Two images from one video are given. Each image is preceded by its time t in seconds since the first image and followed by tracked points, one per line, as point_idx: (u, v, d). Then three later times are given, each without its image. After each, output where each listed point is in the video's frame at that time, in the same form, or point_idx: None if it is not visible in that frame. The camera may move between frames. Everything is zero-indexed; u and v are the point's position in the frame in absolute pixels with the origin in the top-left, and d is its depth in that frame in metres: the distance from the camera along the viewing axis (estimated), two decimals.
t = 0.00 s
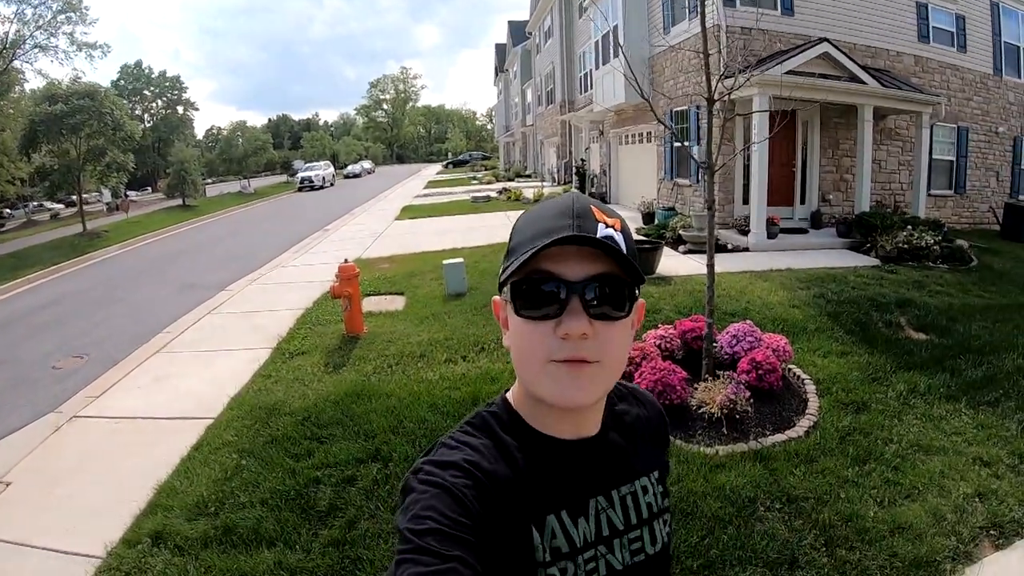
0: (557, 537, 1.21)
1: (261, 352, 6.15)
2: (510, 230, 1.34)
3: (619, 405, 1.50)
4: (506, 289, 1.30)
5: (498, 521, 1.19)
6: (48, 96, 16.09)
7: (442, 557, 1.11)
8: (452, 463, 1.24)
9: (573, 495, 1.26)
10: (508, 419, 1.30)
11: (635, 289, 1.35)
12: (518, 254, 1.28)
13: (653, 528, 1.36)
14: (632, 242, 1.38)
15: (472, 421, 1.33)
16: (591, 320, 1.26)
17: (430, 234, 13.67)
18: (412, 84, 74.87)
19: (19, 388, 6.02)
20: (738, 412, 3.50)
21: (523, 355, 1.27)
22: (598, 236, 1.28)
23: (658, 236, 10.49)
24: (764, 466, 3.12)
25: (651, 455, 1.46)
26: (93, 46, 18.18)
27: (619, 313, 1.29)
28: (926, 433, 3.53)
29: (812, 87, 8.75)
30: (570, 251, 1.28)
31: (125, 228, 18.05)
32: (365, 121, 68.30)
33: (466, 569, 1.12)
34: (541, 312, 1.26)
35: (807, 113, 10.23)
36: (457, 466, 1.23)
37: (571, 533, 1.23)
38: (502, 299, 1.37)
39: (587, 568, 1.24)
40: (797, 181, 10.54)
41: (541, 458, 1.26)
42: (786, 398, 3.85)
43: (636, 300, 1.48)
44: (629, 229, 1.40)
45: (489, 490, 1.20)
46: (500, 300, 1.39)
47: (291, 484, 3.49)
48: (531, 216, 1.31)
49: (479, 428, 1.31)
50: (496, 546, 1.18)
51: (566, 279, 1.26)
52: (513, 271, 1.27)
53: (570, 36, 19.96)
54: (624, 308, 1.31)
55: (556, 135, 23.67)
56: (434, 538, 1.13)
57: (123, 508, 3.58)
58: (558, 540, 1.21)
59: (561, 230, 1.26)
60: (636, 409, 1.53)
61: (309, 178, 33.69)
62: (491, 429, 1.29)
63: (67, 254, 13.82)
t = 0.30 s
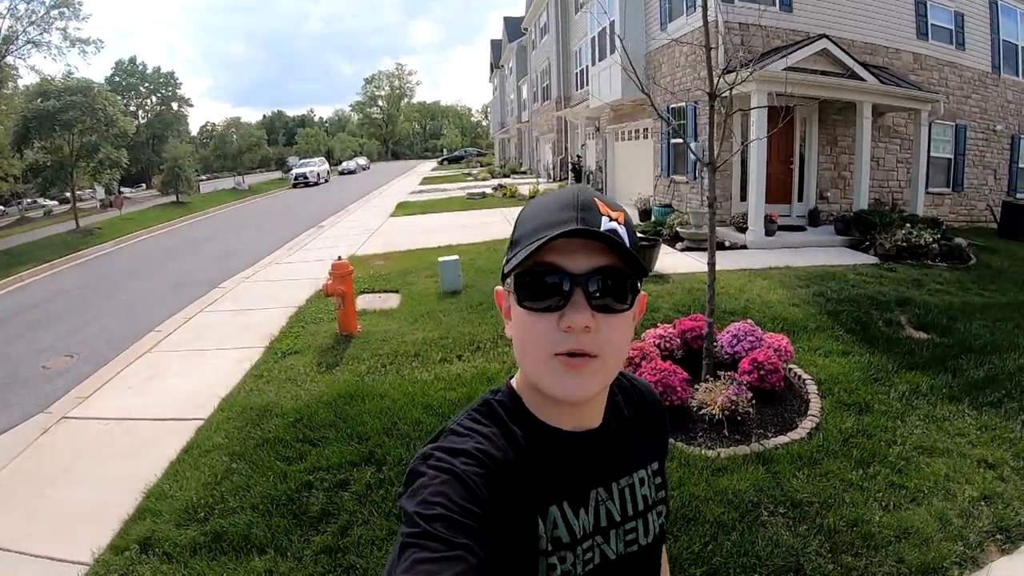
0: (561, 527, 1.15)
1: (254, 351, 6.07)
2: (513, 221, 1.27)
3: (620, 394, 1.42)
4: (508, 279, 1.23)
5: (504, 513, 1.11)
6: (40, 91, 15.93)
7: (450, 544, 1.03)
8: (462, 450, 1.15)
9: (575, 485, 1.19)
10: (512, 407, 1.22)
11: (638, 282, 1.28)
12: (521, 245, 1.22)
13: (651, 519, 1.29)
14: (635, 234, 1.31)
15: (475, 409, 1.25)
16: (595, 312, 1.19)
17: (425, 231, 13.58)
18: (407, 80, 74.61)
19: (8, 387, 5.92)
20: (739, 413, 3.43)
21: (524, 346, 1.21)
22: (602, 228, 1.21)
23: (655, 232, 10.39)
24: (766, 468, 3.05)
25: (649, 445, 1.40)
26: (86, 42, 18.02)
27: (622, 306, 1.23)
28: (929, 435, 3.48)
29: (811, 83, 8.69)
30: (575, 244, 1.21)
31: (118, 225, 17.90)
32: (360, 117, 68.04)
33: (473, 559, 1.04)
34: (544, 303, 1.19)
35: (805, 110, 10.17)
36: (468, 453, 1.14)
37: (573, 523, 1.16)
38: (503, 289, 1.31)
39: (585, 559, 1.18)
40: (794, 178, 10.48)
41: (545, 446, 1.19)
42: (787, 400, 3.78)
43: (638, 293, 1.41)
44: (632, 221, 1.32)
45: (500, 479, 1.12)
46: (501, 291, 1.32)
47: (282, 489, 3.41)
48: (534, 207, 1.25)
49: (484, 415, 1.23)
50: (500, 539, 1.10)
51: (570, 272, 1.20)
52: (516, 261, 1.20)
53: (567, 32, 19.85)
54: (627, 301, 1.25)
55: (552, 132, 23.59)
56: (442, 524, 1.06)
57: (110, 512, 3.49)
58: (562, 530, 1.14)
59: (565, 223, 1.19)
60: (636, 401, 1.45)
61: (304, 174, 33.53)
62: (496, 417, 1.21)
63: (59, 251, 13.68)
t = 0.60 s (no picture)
0: (555, 520, 1.11)
1: (251, 354, 6.01)
2: (507, 217, 1.26)
3: (614, 388, 1.39)
4: (501, 274, 1.21)
5: (501, 503, 1.08)
6: (33, 93, 15.82)
7: (449, 533, 1.01)
8: (462, 439, 1.12)
9: (569, 478, 1.16)
10: (508, 398, 1.19)
11: (632, 277, 1.26)
12: (515, 240, 1.20)
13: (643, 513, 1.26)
14: (628, 230, 1.29)
15: (471, 399, 1.22)
16: (588, 307, 1.17)
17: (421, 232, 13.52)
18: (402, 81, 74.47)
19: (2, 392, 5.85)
20: (744, 414, 3.40)
21: (518, 339, 1.19)
22: (596, 224, 1.20)
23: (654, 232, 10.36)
24: (773, 470, 3.02)
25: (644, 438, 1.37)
26: (80, 43, 17.92)
27: (616, 301, 1.21)
28: (935, 434, 3.45)
29: (809, 82, 8.69)
30: (569, 240, 1.19)
31: (113, 228, 17.80)
32: (355, 118, 67.88)
33: (471, 549, 1.01)
34: (538, 298, 1.17)
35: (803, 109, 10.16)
36: (468, 443, 1.11)
37: (567, 516, 1.13)
38: (496, 284, 1.29)
39: (578, 552, 1.15)
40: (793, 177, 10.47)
41: (541, 438, 1.16)
42: (792, 400, 3.76)
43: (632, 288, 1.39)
44: (626, 217, 1.30)
45: (498, 469, 1.09)
46: (496, 285, 1.30)
47: (282, 495, 3.37)
48: (528, 202, 1.23)
49: (481, 404, 1.20)
50: (497, 530, 1.07)
51: (564, 267, 1.18)
52: (510, 256, 1.18)
53: (563, 32, 19.83)
54: (620, 296, 1.23)
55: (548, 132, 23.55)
56: (441, 513, 1.03)
57: (106, 520, 3.44)
58: (555, 523, 1.11)
59: (558, 218, 1.18)
60: (631, 393, 1.42)
61: (299, 176, 33.41)
62: (492, 408, 1.18)
63: (53, 254, 13.58)
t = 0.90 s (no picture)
0: (541, 525, 1.13)
1: (257, 359, 6.02)
2: (485, 228, 1.27)
3: (592, 396, 1.42)
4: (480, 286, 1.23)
5: (488, 510, 1.10)
6: (34, 97, 15.83)
7: (436, 541, 1.02)
8: (446, 448, 1.14)
9: (553, 484, 1.18)
10: (491, 407, 1.21)
11: (610, 287, 1.28)
12: (494, 253, 1.21)
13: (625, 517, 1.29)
14: (605, 240, 1.31)
15: (453, 409, 1.24)
16: (567, 319, 1.19)
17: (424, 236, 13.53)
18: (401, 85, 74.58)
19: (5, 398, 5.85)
20: (760, 418, 3.42)
21: (499, 349, 1.21)
22: (575, 236, 1.21)
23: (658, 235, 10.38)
24: (790, 473, 3.03)
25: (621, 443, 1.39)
26: (80, 47, 17.95)
27: (594, 312, 1.23)
28: (949, 435, 3.47)
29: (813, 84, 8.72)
30: (548, 253, 1.20)
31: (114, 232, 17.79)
32: (354, 122, 67.94)
33: (459, 556, 1.03)
34: (517, 310, 1.19)
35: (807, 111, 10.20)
36: (452, 452, 1.13)
37: (553, 522, 1.15)
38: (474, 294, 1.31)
39: (566, 557, 1.17)
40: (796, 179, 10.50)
41: (526, 446, 1.18)
42: (804, 402, 3.78)
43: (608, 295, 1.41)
44: (603, 226, 1.32)
45: (484, 477, 1.11)
46: (474, 294, 1.32)
47: (295, 503, 3.38)
48: (506, 213, 1.24)
49: (464, 414, 1.21)
50: (484, 537, 1.08)
51: (543, 280, 1.19)
52: (489, 269, 1.20)
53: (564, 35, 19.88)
54: (599, 306, 1.25)
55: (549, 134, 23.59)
56: (428, 522, 1.05)
57: (114, 528, 3.44)
58: (542, 529, 1.13)
59: (536, 232, 1.19)
60: (607, 400, 1.45)
61: (300, 180, 33.42)
62: (474, 418, 1.20)
63: (54, 258, 13.58)
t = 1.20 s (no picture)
0: (519, 518, 1.15)
1: (267, 360, 6.06)
2: (474, 222, 1.29)
3: (569, 391, 1.45)
4: (467, 280, 1.24)
5: (468, 502, 1.11)
6: (39, 97, 15.89)
7: (418, 534, 1.04)
8: (424, 441, 1.15)
9: (533, 478, 1.20)
10: (471, 401, 1.23)
11: (594, 285, 1.31)
12: (483, 248, 1.23)
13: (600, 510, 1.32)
14: (592, 237, 1.34)
15: (433, 402, 1.25)
16: (554, 315, 1.22)
17: (430, 237, 13.58)
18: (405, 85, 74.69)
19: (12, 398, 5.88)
20: (777, 419, 3.46)
21: (484, 342, 1.23)
22: (565, 234, 1.24)
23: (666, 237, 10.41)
24: (809, 475, 3.08)
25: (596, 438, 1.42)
26: (85, 47, 18.02)
27: (579, 308, 1.26)
28: (965, 438, 3.50)
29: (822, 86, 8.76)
30: (537, 250, 1.22)
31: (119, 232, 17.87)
32: (358, 123, 68.05)
33: (439, 549, 1.04)
34: (505, 304, 1.21)
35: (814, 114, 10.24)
36: (431, 445, 1.14)
37: (531, 514, 1.17)
38: (460, 287, 1.32)
39: (545, 549, 1.19)
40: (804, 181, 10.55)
41: (504, 441, 1.19)
42: (820, 404, 3.82)
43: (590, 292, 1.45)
44: (590, 225, 1.35)
45: (463, 471, 1.13)
46: (459, 288, 1.34)
47: (310, 507, 3.43)
48: (497, 208, 1.26)
49: (443, 407, 1.23)
50: (465, 529, 1.10)
51: (533, 276, 1.22)
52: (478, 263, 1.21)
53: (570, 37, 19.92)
54: (584, 302, 1.28)
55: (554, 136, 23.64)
56: (408, 514, 1.06)
57: (123, 531, 3.48)
58: (521, 521, 1.15)
59: (528, 227, 1.21)
60: (581, 395, 1.48)
61: (304, 180, 33.49)
62: (454, 411, 1.21)
63: (60, 258, 13.64)
